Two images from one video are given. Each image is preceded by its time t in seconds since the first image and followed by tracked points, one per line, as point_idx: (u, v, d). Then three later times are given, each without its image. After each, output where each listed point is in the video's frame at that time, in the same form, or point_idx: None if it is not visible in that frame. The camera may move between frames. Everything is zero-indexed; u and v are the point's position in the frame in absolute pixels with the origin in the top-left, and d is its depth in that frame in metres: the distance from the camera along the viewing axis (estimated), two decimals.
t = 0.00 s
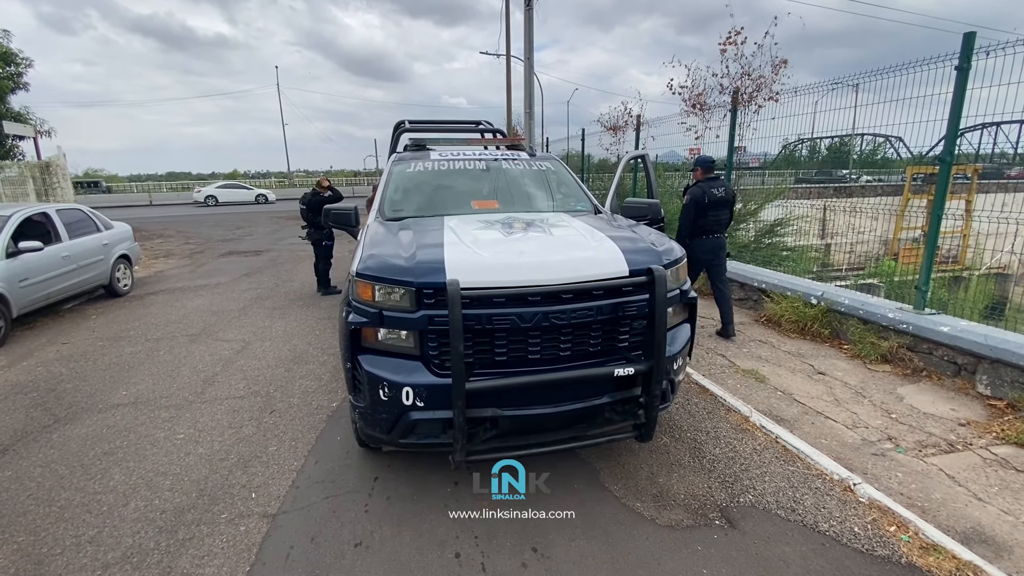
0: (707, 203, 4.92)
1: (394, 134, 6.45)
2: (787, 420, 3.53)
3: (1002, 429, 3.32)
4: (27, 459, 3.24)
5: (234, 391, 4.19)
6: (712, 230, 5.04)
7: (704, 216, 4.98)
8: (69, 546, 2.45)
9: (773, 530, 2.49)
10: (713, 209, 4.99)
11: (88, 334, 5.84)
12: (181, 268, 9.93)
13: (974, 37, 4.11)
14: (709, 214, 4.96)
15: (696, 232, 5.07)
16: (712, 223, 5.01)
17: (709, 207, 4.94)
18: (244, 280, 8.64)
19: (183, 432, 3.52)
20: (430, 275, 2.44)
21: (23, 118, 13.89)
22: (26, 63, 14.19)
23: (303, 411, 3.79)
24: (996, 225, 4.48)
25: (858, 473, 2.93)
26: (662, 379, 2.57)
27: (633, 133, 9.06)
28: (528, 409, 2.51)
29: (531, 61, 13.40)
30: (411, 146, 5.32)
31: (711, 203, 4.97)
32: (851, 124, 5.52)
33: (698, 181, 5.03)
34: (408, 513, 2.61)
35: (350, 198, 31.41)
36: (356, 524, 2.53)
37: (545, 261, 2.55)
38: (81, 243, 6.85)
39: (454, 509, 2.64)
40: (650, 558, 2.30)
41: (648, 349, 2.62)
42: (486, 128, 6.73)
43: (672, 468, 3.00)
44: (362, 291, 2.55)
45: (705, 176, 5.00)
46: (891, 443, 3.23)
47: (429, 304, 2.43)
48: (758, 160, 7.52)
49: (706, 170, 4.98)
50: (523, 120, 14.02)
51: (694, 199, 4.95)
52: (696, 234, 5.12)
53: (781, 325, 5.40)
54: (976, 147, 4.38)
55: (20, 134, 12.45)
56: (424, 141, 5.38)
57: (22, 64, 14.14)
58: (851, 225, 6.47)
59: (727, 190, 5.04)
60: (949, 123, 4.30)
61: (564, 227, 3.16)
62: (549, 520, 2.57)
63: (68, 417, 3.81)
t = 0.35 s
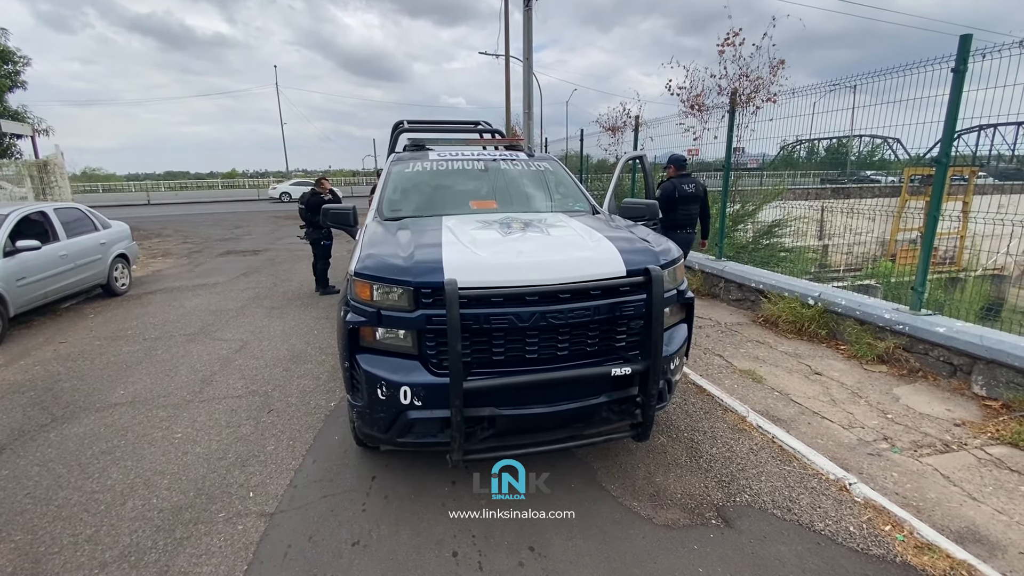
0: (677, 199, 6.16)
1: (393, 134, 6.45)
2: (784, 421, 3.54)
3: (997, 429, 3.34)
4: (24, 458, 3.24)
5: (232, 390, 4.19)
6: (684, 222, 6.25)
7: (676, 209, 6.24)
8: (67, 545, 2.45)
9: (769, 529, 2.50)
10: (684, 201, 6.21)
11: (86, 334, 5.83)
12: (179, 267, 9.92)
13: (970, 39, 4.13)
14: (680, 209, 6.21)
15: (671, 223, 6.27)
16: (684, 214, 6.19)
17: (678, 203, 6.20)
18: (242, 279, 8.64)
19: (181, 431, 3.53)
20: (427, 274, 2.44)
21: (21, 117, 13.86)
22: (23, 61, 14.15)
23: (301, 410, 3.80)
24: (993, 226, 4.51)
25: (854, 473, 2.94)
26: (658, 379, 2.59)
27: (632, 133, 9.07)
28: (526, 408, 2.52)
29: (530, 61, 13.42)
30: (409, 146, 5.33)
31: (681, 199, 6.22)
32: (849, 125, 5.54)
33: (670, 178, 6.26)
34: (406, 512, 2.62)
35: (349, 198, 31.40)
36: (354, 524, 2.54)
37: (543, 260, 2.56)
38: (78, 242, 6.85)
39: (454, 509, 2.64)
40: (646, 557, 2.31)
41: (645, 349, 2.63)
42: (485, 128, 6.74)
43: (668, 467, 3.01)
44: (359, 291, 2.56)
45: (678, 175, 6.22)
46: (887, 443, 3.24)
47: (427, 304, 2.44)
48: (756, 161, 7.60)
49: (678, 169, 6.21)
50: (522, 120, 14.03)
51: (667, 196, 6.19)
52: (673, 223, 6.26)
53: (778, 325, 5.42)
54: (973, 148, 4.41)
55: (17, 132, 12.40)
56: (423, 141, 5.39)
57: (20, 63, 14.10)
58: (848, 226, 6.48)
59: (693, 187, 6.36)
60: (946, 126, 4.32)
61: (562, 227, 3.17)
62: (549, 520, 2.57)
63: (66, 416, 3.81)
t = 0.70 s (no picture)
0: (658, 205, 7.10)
1: (390, 134, 6.44)
2: (779, 421, 3.56)
3: (990, 430, 3.37)
4: (18, 457, 3.23)
5: (227, 390, 4.19)
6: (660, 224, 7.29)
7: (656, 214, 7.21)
8: (61, 544, 2.45)
9: (764, 528, 2.51)
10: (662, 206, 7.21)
11: (81, 333, 5.81)
12: (175, 267, 9.89)
13: (964, 43, 4.16)
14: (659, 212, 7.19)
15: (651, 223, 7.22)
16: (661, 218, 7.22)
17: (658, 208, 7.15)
18: (239, 279, 8.63)
19: (177, 431, 3.52)
20: (424, 274, 2.45)
21: (16, 116, 13.80)
22: (19, 60, 14.10)
23: (297, 410, 3.80)
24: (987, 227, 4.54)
25: (848, 473, 2.96)
26: (654, 379, 2.60)
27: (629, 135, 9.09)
28: (522, 407, 2.53)
29: (527, 62, 13.43)
30: (407, 147, 5.33)
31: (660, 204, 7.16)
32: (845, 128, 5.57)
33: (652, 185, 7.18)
34: (403, 511, 2.63)
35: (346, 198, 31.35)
36: (350, 523, 2.54)
37: (540, 261, 2.58)
38: (74, 241, 6.82)
39: (454, 509, 2.64)
40: (641, 557, 2.32)
41: (641, 349, 2.64)
42: (482, 128, 6.75)
43: (664, 467, 3.02)
44: (356, 291, 2.57)
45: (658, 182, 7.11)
46: (881, 443, 3.27)
47: (423, 304, 2.45)
48: (753, 162, 7.72)
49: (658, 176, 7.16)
50: (519, 121, 14.05)
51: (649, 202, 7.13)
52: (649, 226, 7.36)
53: (774, 326, 5.45)
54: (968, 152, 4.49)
55: (13, 131, 12.34)
56: (420, 142, 5.38)
57: (15, 62, 14.04)
58: (844, 228, 6.59)
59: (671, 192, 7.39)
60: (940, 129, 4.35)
61: (558, 228, 3.18)
62: (549, 520, 2.58)
63: (61, 415, 3.80)
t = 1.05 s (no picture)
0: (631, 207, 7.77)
1: (386, 135, 6.44)
2: (773, 422, 3.58)
3: (981, 431, 3.39)
4: (10, 458, 3.21)
5: (222, 391, 4.17)
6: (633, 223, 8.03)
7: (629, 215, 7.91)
8: (53, 546, 2.43)
9: (758, 529, 2.53)
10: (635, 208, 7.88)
11: (74, 334, 5.77)
12: (170, 267, 9.85)
13: (956, 47, 4.20)
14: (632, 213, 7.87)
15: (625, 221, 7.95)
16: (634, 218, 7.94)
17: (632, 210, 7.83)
18: (234, 280, 8.59)
19: (170, 432, 3.50)
20: (420, 275, 2.45)
21: (9, 114, 13.71)
22: (12, 58, 14.01)
23: (292, 411, 3.78)
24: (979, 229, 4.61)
25: (842, 473, 2.98)
26: (649, 380, 2.60)
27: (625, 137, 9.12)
28: (517, 408, 2.53)
29: (524, 64, 13.46)
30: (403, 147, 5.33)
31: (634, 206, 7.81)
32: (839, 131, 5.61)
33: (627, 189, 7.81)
34: (399, 511, 2.62)
35: (342, 199, 31.29)
36: (345, 524, 2.53)
37: (536, 261, 2.58)
38: (67, 241, 6.78)
39: (454, 509, 2.65)
40: (637, 557, 2.33)
41: (636, 350, 2.65)
42: (478, 130, 6.74)
43: (659, 468, 3.03)
44: (351, 291, 2.56)
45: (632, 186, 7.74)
46: (874, 444, 3.28)
47: (419, 304, 2.44)
48: (749, 165, 7.66)
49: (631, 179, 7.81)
50: (515, 122, 14.05)
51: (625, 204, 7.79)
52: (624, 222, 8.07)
53: (768, 327, 5.48)
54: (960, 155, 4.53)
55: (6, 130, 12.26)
56: (417, 143, 5.39)
57: (9, 60, 13.95)
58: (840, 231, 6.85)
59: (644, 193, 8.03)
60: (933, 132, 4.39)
61: (554, 229, 3.18)
62: (548, 520, 2.58)
63: (53, 416, 3.77)
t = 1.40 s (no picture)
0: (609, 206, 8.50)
1: (386, 137, 6.44)
2: (773, 423, 3.60)
3: (979, 432, 3.42)
4: (8, 460, 3.19)
5: (222, 392, 4.16)
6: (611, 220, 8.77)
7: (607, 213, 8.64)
8: (55, 547, 2.42)
9: (760, 530, 2.54)
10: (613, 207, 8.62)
11: (71, 335, 5.74)
12: (166, 268, 9.81)
13: (953, 53, 4.24)
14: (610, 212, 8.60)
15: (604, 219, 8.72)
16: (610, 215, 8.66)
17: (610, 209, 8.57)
18: (231, 281, 8.56)
19: (171, 433, 3.49)
20: (424, 276, 2.46)
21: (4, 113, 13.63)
22: (7, 57, 13.93)
23: (293, 413, 3.77)
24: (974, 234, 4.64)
25: (842, 474, 3.00)
26: (652, 381, 2.62)
27: (623, 139, 9.16)
28: (521, 409, 2.54)
29: (522, 66, 13.50)
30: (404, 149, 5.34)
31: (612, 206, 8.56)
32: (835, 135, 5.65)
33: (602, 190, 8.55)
34: (403, 512, 2.63)
35: (338, 200, 31.23)
36: (349, 526, 2.53)
37: (540, 263, 2.60)
38: (64, 241, 6.75)
39: (453, 509, 2.66)
40: (640, 558, 2.33)
41: (639, 352, 2.66)
42: (477, 132, 6.75)
43: (661, 469, 3.04)
44: (356, 292, 2.57)
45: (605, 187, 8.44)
46: (874, 445, 3.31)
47: (424, 306, 2.45)
48: (745, 168, 7.69)
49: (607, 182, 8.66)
50: (513, 124, 14.08)
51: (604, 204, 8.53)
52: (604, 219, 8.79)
53: (767, 330, 5.51)
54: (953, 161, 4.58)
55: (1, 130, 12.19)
56: (418, 145, 5.40)
57: (4, 59, 13.89)
58: (835, 234, 6.93)
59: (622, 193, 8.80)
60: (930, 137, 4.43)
61: (557, 231, 3.20)
62: (547, 520, 2.59)
63: (52, 418, 3.75)
